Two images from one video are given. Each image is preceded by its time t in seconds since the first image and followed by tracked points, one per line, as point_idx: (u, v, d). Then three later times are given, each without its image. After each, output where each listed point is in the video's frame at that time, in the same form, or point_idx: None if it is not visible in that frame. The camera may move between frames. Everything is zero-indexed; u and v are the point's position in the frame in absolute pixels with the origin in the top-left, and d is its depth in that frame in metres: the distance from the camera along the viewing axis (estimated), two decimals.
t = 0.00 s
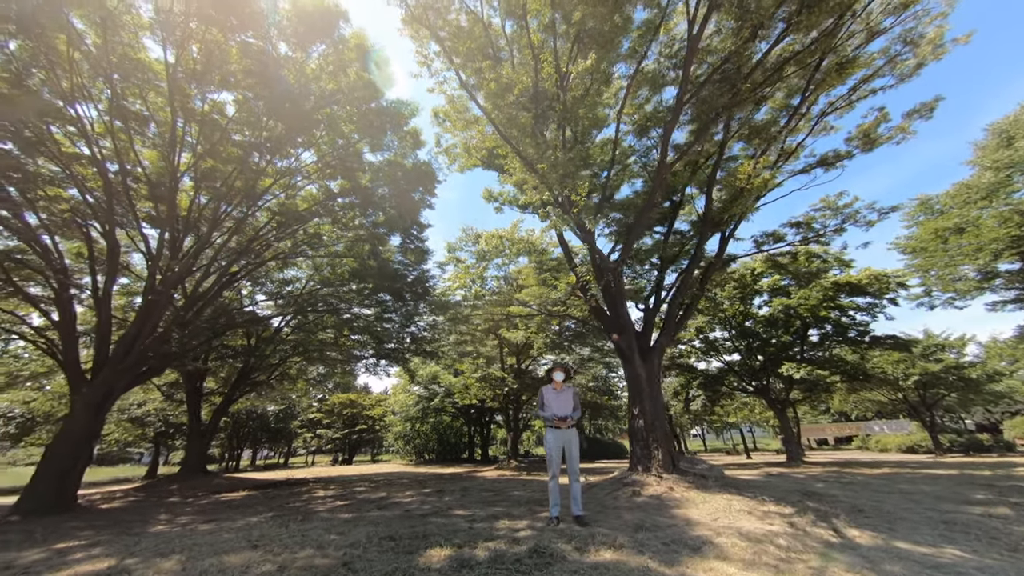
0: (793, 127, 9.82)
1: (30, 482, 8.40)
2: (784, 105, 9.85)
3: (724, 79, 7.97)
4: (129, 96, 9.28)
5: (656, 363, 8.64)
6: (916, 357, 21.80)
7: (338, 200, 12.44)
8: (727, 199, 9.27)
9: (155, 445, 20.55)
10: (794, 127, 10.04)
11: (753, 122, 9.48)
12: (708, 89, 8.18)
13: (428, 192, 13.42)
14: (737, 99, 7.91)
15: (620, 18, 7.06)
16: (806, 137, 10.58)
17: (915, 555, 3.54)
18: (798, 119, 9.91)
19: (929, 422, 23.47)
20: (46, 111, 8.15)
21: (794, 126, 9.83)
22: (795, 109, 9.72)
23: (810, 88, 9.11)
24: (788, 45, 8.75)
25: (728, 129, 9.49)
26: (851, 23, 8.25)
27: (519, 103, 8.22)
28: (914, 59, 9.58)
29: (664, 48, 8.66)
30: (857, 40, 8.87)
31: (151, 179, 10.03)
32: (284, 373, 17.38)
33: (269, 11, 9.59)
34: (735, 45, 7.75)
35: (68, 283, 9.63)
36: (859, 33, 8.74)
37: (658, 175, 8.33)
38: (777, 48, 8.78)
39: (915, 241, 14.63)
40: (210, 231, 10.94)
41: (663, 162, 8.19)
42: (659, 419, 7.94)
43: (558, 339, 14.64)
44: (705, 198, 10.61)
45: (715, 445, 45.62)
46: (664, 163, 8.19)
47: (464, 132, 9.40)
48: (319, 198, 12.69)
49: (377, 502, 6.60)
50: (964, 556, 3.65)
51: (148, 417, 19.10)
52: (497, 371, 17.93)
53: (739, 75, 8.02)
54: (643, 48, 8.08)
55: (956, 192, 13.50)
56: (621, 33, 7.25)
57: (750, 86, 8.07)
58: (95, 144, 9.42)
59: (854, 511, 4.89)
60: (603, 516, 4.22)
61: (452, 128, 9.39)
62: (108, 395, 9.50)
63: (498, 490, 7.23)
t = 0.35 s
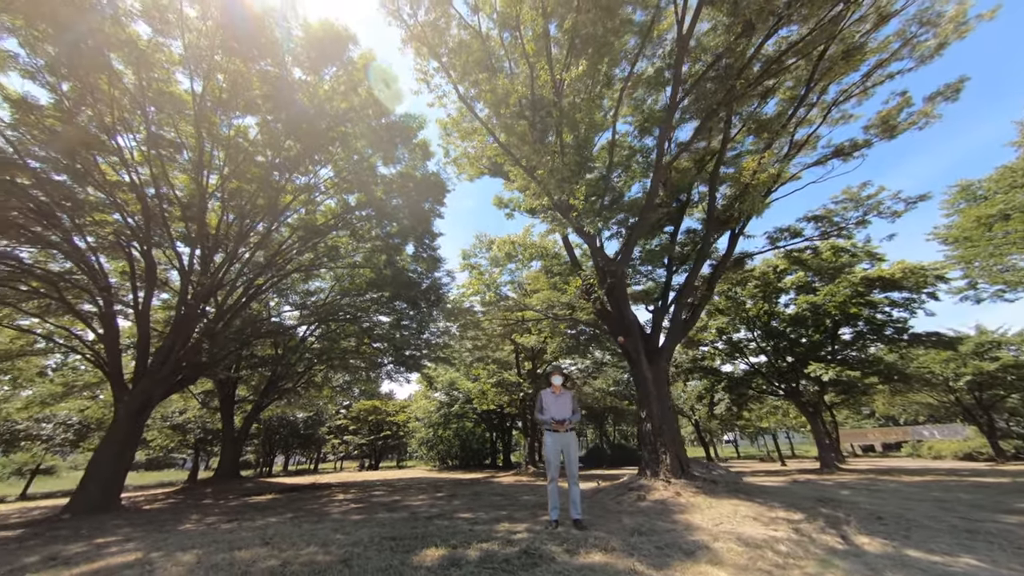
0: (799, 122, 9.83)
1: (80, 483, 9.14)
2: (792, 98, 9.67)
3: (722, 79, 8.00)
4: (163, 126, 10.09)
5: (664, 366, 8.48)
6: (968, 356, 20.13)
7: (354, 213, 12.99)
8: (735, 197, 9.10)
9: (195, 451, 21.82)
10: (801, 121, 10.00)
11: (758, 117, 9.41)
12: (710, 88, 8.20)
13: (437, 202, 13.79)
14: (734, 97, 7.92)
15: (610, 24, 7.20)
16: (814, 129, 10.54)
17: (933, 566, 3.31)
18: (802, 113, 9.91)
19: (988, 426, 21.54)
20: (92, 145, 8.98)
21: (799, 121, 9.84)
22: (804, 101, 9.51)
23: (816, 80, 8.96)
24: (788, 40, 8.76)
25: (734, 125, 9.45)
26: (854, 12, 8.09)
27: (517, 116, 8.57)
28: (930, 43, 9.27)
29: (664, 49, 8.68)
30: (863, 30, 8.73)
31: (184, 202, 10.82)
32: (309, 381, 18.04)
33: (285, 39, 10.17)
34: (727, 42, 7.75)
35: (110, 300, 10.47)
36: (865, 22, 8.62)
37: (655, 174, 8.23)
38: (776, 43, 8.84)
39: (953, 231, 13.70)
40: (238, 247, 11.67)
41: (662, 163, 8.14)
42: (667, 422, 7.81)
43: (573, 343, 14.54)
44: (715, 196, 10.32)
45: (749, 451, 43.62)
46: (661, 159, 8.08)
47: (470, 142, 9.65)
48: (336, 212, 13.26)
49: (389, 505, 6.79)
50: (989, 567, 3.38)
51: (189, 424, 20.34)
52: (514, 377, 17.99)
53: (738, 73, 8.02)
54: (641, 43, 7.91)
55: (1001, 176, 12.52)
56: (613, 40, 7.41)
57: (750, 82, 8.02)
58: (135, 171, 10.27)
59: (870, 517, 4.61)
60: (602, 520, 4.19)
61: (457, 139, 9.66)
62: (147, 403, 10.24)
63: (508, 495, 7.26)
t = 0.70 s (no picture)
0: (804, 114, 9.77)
1: (131, 481, 10.03)
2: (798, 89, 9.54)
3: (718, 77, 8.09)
4: (197, 152, 10.97)
5: (669, 366, 8.40)
6: None
7: (372, 224, 13.57)
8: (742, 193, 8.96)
9: (235, 454, 23.16)
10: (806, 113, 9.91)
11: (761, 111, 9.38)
12: (706, 88, 8.32)
13: (449, 210, 14.25)
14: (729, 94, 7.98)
15: (606, 29, 7.36)
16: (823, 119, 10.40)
17: (942, 567, 3.20)
18: (804, 106, 9.88)
19: None
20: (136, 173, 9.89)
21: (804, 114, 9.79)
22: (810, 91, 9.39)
23: (818, 70, 8.87)
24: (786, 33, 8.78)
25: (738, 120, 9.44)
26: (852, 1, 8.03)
27: (517, 127, 9.04)
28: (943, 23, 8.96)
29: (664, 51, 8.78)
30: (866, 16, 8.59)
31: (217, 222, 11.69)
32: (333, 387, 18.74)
33: (303, 65, 10.83)
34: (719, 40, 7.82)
35: (154, 315, 11.39)
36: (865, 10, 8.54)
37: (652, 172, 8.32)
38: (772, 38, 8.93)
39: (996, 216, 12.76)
40: (266, 261, 12.47)
41: (662, 163, 8.17)
42: (672, 421, 7.80)
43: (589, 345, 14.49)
44: (723, 193, 10.14)
45: (787, 455, 41.53)
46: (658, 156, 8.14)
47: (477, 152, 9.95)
48: (355, 224, 13.87)
49: (405, 503, 7.11)
50: (999, 570, 3.22)
51: (228, 428, 21.64)
52: (532, 380, 18.10)
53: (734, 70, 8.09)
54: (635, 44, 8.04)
55: None
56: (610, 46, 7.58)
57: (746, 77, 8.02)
58: (174, 195, 11.22)
59: (880, 518, 4.44)
60: (602, 518, 4.26)
61: (464, 149, 9.96)
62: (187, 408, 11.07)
63: (519, 495, 7.39)
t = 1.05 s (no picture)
0: (806, 107, 9.75)
1: (177, 480, 10.94)
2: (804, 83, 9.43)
3: (711, 77, 8.25)
4: (227, 175, 11.87)
5: (674, 367, 8.42)
6: None
7: (388, 235, 14.19)
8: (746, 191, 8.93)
9: (269, 454, 24.46)
10: (811, 106, 9.79)
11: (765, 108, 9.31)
12: (701, 90, 8.50)
13: (461, 218, 14.69)
14: (728, 92, 8.03)
15: (600, 39, 7.62)
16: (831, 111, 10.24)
17: (929, 563, 3.23)
18: (808, 99, 9.80)
19: None
20: (174, 197, 10.83)
21: (806, 107, 9.75)
22: (812, 84, 9.34)
23: (817, 64, 8.88)
24: (782, 30, 8.83)
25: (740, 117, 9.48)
26: None
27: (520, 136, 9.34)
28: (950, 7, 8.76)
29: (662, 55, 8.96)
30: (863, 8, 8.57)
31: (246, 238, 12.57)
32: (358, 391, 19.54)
33: (319, 88, 11.55)
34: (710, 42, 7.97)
35: (193, 326, 12.35)
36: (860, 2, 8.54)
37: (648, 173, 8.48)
38: (768, 36, 9.03)
39: None
40: (292, 273, 13.30)
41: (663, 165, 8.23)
42: (676, 422, 7.86)
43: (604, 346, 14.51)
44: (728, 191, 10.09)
45: (825, 457, 39.57)
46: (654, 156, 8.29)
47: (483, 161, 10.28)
48: (373, 234, 14.51)
49: (421, 500, 7.51)
50: (991, 567, 3.21)
51: (263, 431, 22.91)
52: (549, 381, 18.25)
53: (727, 73, 8.28)
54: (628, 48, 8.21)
55: None
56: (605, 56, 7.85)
57: (740, 76, 8.11)
58: (208, 216, 12.19)
59: (877, 517, 4.42)
60: (599, 515, 4.46)
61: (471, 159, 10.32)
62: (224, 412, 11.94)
63: (530, 494, 7.61)
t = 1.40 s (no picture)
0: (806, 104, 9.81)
1: (215, 477, 11.85)
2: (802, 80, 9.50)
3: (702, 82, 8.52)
4: (252, 192, 12.71)
5: (673, 367, 8.57)
6: None
7: (401, 240, 14.79)
8: (740, 193, 9.10)
9: (298, 454, 25.65)
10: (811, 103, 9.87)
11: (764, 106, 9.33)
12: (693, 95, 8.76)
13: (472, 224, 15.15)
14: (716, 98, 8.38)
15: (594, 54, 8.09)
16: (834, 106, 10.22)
17: (900, 551, 3.38)
18: (811, 94, 9.77)
19: None
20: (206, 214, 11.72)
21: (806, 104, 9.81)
22: (808, 82, 9.47)
23: (806, 69, 9.19)
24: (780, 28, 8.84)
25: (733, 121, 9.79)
26: (828, 2, 8.40)
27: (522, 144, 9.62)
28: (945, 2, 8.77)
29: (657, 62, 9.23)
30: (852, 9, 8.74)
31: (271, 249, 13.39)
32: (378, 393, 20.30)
33: (332, 107, 12.16)
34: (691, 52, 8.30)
35: (226, 333, 13.21)
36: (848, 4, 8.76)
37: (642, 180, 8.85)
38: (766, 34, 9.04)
39: None
40: (313, 281, 14.05)
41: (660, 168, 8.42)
42: (675, 421, 8.06)
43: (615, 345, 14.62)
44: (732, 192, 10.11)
45: (857, 456, 38.10)
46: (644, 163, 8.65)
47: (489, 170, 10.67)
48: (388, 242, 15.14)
49: (435, 495, 7.95)
50: (964, 555, 3.33)
51: (291, 431, 24.07)
52: (562, 381, 18.48)
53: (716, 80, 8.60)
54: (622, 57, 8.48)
55: None
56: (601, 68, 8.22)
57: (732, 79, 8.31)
58: (237, 230, 13.03)
59: (862, 510, 4.52)
60: (594, 507, 4.75)
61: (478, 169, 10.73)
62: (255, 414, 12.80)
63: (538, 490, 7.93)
